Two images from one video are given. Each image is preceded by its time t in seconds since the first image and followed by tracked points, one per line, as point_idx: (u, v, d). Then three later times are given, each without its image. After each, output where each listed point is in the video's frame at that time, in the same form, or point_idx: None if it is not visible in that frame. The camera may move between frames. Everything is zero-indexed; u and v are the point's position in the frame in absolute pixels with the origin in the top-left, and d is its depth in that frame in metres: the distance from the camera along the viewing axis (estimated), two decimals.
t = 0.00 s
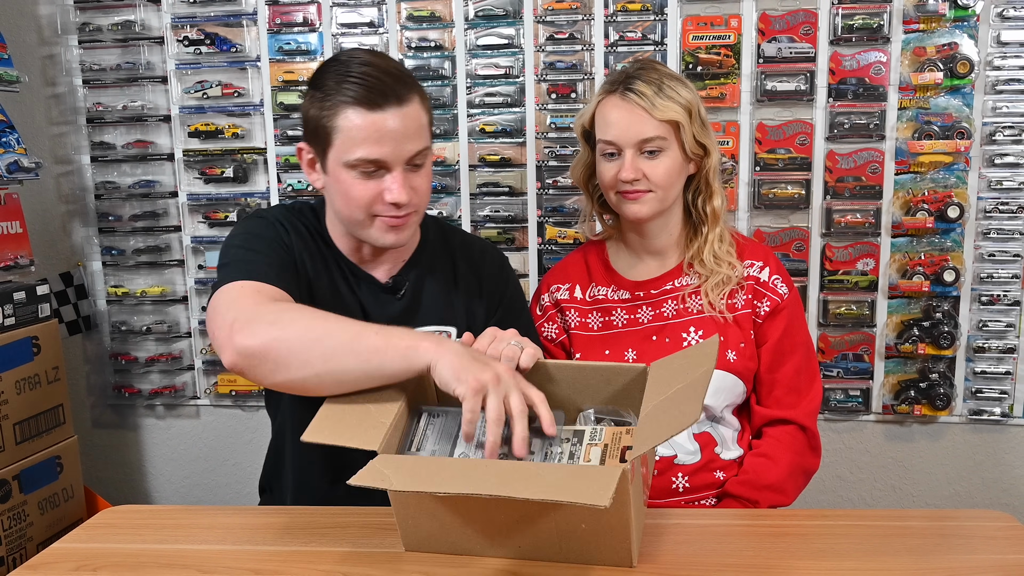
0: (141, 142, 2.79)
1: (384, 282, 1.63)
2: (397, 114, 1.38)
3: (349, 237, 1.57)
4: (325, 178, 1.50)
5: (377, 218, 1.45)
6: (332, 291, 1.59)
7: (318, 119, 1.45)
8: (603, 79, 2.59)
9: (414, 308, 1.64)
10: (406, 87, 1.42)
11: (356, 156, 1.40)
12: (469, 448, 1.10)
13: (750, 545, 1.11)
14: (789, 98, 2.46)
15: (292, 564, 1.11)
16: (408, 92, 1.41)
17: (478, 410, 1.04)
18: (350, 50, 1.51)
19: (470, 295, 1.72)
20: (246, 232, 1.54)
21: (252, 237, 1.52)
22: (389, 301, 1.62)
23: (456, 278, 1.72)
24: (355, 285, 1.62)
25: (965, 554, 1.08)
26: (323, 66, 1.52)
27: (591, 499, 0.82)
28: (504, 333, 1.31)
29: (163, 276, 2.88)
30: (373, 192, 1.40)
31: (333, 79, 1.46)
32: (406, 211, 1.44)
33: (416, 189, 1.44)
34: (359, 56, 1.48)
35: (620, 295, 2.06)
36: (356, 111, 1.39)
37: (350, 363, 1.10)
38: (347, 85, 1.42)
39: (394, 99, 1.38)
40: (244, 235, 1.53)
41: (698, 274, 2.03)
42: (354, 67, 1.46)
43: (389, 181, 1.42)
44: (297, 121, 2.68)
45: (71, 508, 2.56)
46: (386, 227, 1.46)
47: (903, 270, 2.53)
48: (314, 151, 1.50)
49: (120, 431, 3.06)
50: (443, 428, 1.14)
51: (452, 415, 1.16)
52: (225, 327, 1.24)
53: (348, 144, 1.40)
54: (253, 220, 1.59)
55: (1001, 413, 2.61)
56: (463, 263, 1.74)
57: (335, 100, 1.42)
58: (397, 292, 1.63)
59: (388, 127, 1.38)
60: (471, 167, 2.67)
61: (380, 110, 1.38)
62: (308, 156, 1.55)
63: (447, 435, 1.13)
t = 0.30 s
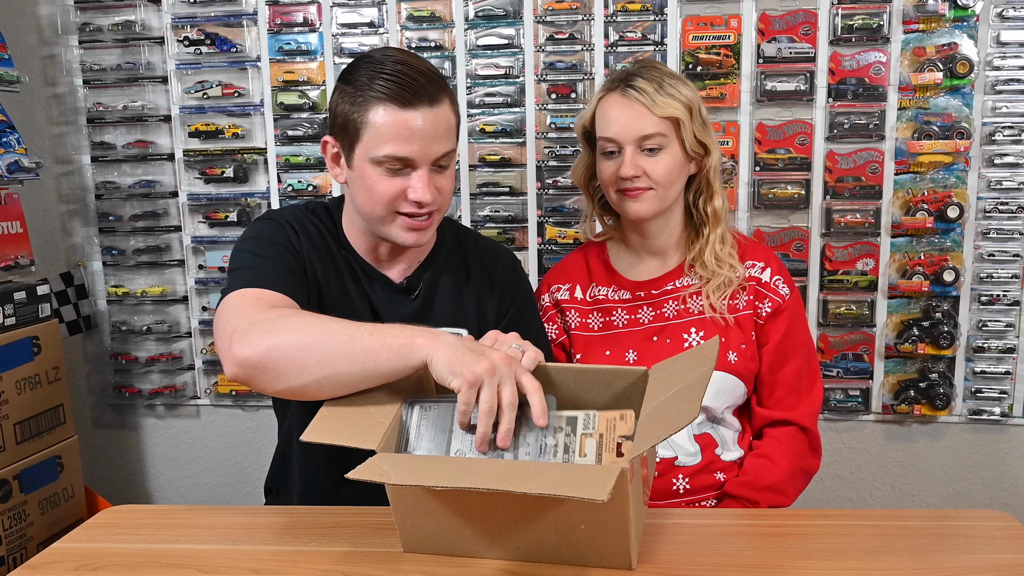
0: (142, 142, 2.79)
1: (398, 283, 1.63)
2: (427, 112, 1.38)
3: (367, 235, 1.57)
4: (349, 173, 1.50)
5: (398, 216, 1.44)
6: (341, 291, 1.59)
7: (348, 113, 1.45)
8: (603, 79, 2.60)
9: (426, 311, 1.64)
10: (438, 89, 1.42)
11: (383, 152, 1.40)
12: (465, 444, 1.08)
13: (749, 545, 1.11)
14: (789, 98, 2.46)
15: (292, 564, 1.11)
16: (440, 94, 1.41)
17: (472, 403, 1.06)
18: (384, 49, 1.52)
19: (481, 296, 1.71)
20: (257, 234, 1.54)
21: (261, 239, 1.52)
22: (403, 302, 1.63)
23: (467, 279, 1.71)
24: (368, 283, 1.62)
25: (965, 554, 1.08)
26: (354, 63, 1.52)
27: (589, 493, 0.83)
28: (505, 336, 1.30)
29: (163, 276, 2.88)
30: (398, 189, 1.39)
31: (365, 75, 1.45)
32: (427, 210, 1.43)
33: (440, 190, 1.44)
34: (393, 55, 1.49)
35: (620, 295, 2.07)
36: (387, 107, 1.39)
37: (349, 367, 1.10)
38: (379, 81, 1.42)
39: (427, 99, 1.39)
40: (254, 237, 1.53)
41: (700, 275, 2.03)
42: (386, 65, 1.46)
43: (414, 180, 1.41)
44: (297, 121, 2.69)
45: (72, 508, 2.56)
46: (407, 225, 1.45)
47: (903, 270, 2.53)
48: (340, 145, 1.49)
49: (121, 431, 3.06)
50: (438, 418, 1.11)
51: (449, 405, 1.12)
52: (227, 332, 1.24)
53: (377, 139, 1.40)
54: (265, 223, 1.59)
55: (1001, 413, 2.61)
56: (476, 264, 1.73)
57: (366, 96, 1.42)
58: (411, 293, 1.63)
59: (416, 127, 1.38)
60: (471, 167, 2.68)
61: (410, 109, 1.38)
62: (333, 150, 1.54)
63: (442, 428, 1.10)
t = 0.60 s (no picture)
0: (142, 142, 2.79)
1: (399, 284, 1.63)
2: (433, 114, 1.38)
3: (368, 236, 1.57)
4: (352, 172, 1.51)
5: (398, 216, 1.44)
6: (340, 293, 1.59)
7: (354, 113, 1.45)
8: (603, 79, 2.60)
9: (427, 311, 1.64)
10: (444, 91, 1.43)
11: (386, 152, 1.40)
12: (462, 429, 0.99)
13: (749, 545, 1.11)
14: (789, 98, 2.46)
15: (292, 563, 1.11)
16: (445, 96, 1.42)
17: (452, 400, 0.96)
18: (392, 50, 1.52)
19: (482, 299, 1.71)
20: (255, 237, 1.54)
21: (259, 242, 1.52)
22: (405, 303, 1.62)
23: (467, 279, 1.71)
24: (369, 283, 1.62)
25: (964, 554, 1.08)
26: (360, 62, 1.52)
27: (600, 483, 0.84)
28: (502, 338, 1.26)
29: (163, 276, 2.88)
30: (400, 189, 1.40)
31: (372, 75, 1.46)
32: (429, 211, 1.43)
33: (441, 191, 1.43)
34: (401, 57, 1.49)
35: (620, 297, 2.07)
36: (392, 107, 1.39)
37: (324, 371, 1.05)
38: (385, 82, 1.43)
39: (432, 102, 1.39)
40: (252, 240, 1.53)
41: (700, 277, 2.04)
42: (393, 66, 1.46)
43: (416, 180, 1.41)
44: (298, 121, 2.69)
45: (73, 507, 2.56)
46: (407, 226, 1.45)
47: (903, 270, 2.53)
48: (345, 143, 1.50)
49: (121, 430, 3.06)
50: (427, 414, 1.00)
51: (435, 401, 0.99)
52: (223, 337, 1.24)
53: (381, 139, 1.40)
54: (265, 225, 1.59)
55: (1001, 412, 2.61)
56: (476, 265, 1.73)
57: (372, 96, 1.43)
58: (412, 294, 1.63)
59: (420, 128, 1.38)
60: (471, 167, 2.68)
61: (414, 109, 1.38)
62: (337, 149, 1.55)
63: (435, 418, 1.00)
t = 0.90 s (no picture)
0: (142, 142, 2.80)
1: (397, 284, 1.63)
2: (424, 113, 1.38)
3: (365, 236, 1.57)
4: (346, 171, 1.51)
5: (390, 216, 1.43)
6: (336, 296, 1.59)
7: (346, 111, 1.46)
8: (603, 79, 2.60)
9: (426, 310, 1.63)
10: (435, 89, 1.43)
11: (377, 151, 1.40)
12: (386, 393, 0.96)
13: (749, 544, 1.12)
14: (789, 98, 2.47)
15: (292, 563, 1.12)
16: (437, 95, 1.42)
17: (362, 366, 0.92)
18: (387, 49, 1.53)
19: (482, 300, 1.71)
20: (248, 245, 1.56)
21: (251, 250, 1.54)
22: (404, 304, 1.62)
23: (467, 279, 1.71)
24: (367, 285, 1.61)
25: (964, 554, 1.08)
26: (357, 62, 1.53)
27: (603, 480, 0.86)
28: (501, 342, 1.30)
29: (163, 276, 2.89)
30: (391, 188, 1.39)
31: (365, 74, 1.47)
32: (420, 211, 1.42)
33: (433, 191, 1.43)
34: (395, 56, 1.50)
35: (620, 298, 2.07)
36: (384, 106, 1.39)
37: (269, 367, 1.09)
38: (377, 81, 1.43)
39: (423, 100, 1.39)
40: (245, 248, 1.55)
41: (700, 277, 2.04)
42: (388, 65, 1.47)
43: (407, 179, 1.41)
44: (298, 121, 2.69)
45: (73, 507, 2.57)
46: (399, 226, 1.44)
47: (903, 270, 2.53)
48: (338, 142, 1.50)
49: (121, 430, 3.06)
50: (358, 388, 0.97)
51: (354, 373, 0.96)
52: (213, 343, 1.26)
53: (373, 138, 1.40)
54: (257, 231, 1.60)
55: (1000, 412, 2.62)
56: (475, 264, 1.73)
57: (364, 95, 1.43)
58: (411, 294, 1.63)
59: (413, 127, 1.38)
60: (471, 167, 2.68)
61: (407, 108, 1.38)
62: (333, 148, 1.56)
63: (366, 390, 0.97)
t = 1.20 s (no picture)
0: (143, 142, 2.80)
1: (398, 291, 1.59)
2: (427, 130, 1.30)
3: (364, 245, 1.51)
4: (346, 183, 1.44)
5: (393, 234, 1.37)
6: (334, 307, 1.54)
7: (347, 125, 1.37)
8: (603, 80, 2.60)
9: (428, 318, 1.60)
10: (439, 103, 1.33)
11: (380, 170, 1.32)
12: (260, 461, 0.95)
13: (749, 544, 1.12)
14: (789, 98, 2.47)
15: (292, 562, 1.12)
16: (441, 109, 1.33)
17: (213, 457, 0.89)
18: (387, 54, 1.42)
19: (484, 305, 1.70)
20: (239, 257, 1.49)
21: (238, 260, 1.48)
22: (405, 310, 1.58)
23: (470, 282, 1.69)
24: (367, 294, 1.56)
25: (964, 553, 1.08)
26: (357, 69, 1.44)
27: (598, 482, 0.85)
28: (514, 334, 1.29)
29: (164, 276, 2.89)
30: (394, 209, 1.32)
31: (366, 86, 1.37)
32: (423, 229, 1.36)
33: (436, 208, 1.35)
34: (396, 66, 1.39)
35: (620, 297, 2.07)
36: (386, 124, 1.30)
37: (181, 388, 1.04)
38: (378, 96, 1.33)
39: (427, 117, 1.30)
40: (235, 260, 1.48)
41: (699, 277, 2.04)
42: (389, 76, 1.37)
43: (411, 198, 1.33)
44: (298, 122, 2.69)
45: (74, 507, 2.57)
46: (402, 244, 1.38)
47: (902, 270, 2.54)
48: (339, 155, 1.41)
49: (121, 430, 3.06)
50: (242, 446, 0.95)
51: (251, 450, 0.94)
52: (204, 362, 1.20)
53: (374, 156, 1.32)
54: (248, 241, 1.54)
55: (1000, 412, 2.62)
56: (477, 270, 1.71)
57: (365, 110, 1.34)
58: (412, 300, 1.59)
59: (417, 145, 1.30)
60: (471, 167, 2.69)
61: (410, 126, 1.29)
62: (333, 158, 1.46)
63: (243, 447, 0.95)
